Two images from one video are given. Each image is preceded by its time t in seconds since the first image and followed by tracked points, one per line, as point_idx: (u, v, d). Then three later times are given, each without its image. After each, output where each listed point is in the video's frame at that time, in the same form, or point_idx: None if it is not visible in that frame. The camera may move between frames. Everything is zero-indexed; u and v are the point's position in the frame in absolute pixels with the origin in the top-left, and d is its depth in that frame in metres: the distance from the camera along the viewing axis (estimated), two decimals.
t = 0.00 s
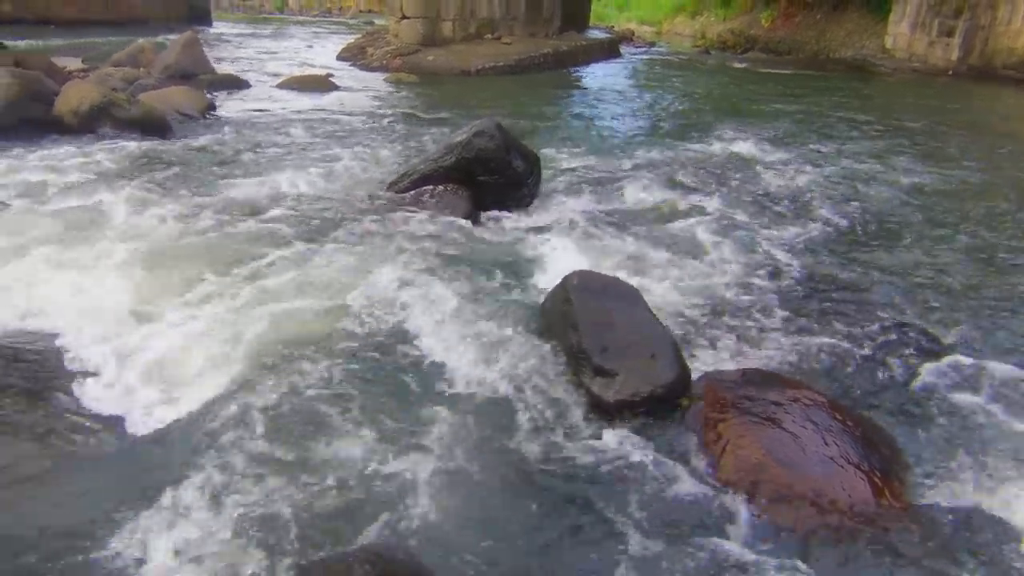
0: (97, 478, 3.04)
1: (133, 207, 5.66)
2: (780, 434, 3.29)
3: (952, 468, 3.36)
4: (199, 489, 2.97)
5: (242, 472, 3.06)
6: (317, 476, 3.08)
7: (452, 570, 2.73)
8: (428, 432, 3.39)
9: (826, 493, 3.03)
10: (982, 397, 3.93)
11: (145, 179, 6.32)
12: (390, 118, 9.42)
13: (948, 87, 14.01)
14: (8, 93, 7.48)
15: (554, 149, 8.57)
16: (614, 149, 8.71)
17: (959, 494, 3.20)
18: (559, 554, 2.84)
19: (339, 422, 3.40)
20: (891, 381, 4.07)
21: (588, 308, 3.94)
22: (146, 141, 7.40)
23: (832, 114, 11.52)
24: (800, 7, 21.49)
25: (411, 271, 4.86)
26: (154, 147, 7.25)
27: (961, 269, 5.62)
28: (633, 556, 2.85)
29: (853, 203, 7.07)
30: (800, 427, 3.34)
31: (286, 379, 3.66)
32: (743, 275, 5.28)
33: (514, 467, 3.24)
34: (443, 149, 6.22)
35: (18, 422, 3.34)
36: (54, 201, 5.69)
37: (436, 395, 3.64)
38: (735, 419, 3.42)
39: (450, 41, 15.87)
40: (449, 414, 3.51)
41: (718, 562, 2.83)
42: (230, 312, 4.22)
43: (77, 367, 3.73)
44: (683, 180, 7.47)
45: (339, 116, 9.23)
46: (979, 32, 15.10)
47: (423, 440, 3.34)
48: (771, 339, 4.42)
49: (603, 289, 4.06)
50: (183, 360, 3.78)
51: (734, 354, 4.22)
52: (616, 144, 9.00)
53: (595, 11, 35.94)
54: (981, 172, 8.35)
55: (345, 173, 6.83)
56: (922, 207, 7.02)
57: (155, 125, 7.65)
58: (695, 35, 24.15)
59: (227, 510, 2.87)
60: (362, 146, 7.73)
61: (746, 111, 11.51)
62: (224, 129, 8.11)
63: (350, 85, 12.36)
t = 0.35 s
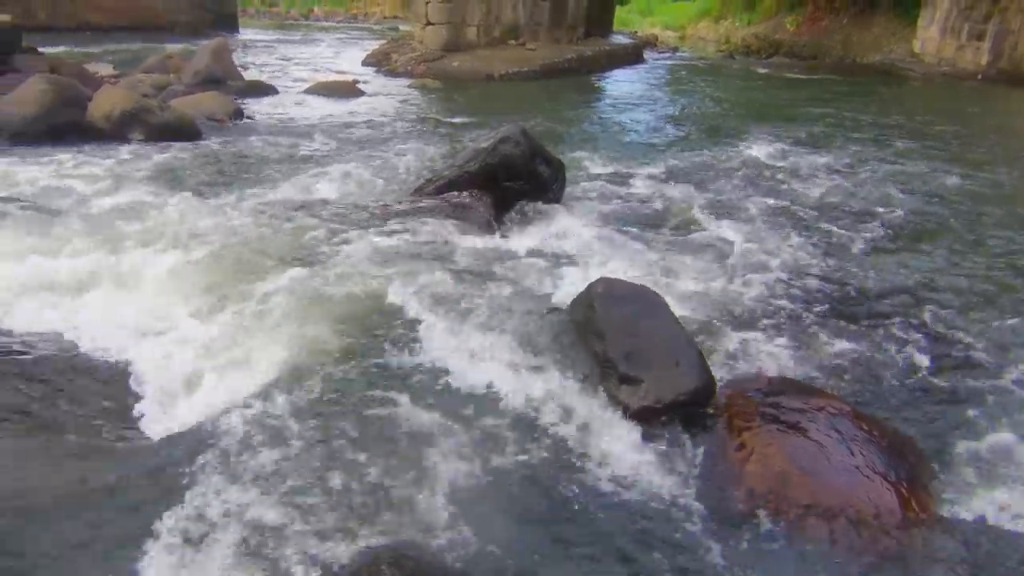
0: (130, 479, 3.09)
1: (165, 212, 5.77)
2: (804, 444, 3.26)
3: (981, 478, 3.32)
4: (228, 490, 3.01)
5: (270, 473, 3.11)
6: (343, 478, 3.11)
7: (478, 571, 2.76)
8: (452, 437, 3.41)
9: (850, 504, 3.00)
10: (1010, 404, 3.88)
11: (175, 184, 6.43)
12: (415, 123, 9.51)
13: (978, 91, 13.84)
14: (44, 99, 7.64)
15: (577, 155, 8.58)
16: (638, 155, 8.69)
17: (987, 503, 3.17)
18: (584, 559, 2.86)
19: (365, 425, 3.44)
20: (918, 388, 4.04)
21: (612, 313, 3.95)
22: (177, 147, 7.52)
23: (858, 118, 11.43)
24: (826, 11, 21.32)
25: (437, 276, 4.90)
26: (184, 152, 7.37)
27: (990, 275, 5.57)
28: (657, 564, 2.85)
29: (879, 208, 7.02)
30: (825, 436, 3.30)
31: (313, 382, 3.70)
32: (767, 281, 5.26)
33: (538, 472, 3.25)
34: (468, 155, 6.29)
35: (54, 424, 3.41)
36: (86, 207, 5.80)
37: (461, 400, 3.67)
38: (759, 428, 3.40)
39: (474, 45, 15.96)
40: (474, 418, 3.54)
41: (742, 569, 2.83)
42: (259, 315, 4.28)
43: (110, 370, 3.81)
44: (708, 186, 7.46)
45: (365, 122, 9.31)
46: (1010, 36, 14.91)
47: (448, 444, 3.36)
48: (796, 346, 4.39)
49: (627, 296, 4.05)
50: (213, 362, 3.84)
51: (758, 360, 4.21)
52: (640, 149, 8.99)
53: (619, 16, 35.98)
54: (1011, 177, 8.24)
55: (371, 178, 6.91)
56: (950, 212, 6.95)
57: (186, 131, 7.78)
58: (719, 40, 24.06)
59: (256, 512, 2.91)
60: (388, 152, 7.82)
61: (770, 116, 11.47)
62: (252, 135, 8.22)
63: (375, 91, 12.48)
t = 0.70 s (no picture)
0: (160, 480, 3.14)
1: (197, 217, 5.86)
2: (831, 456, 3.20)
3: (1014, 496, 3.26)
4: (256, 495, 3.05)
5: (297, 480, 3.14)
6: (368, 486, 3.14)
7: None
8: (477, 445, 3.43)
9: (877, 519, 2.95)
10: None
11: (205, 190, 6.53)
12: (442, 130, 9.58)
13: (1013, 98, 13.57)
14: (80, 106, 7.81)
15: (602, 163, 8.57)
16: (663, 163, 8.65)
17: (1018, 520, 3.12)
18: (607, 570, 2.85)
19: (391, 432, 3.46)
20: (948, 401, 3.97)
21: (637, 322, 3.94)
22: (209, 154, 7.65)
23: (889, 125, 11.28)
24: (855, 18, 21.11)
25: (461, 282, 4.93)
26: (214, 159, 7.49)
27: None
28: None
29: (909, 217, 6.92)
30: (853, 449, 3.24)
31: (340, 386, 3.74)
32: (795, 290, 5.22)
33: (563, 482, 3.25)
34: (494, 163, 6.32)
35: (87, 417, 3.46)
36: (120, 212, 5.91)
37: (486, 407, 3.68)
38: (786, 439, 3.34)
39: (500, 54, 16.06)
40: (499, 427, 3.55)
41: None
42: (287, 320, 4.33)
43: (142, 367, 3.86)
44: (734, 194, 7.41)
45: (391, 129, 9.38)
46: None
47: (472, 452, 3.37)
48: (823, 357, 4.35)
49: (651, 304, 4.04)
50: (242, 366, 3.89)
51: (785, 371, 4.18)
52: (665, 158, 8.95)
53: (646, 23, 35.90)
54: None
55: (398, 185, 6.96)
56: (982, 222, 6.83)
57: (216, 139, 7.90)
58: (746, 47, 23.89)
59: (283, 518, 2.94)
60: (414, 159, 7.88)
61: (799, 123, 11.37)
62: (281, 142, 8.33)
63: (403, 98, 12.59)
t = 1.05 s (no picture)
0: (189, 484, 3.20)
1: (227, 224, 5.96)
2: (859, 469, 3.18)
3: None
4: (283, 497, 3.09)
5: (323, 481, 3.18)
6: (393, 489, 3.17)
7: None
8: (500, 452, 3.45)
9: (905, 532, 2.93)
10: None
11: (234, 197, 6.63)
12: (467, 138, 9.66)
13: None
14: (116, 113, 7.98)
15: (626, 171, 8.57)
16: (688, 172, 8.61)
17: None
18: None
19: (415, 438, 3.49)
20: (978, 413, 3.93)
21: (664, 331, 3.92)
22: (239, 161, 7.76)
23: (918, 133, 11.15)
24: (884, 25, 20.90)
25: (487, 290, 4.95)
26: (245, 165, 7.61)
27: None
28: None
29: (939, 226, 6.84)
30: (880, 461, 3.22)
31: (366, 392, 3.78)
32: (820, 299, 5.19)
33: (586, 491, 3.25)
34: (519, 171, 6.33)
35: (116, 428, 3.55)
36: (151, 219, 6.02)
37: (510, 415, 3.70)
38: (812, 451, 3.34)
39: (525, 62, 16.05)
40: (522, 434, 3.56)
41: None
42: (317, 326, 4.38)
43: (171, 377, 3.95)
44: (760, 203, 7.39)
45: (417, 137, 9.45)
46: None
47: (496, 459, 3.39)
48: (849, 367, 4.32)
49: (677, 313, 4.02)
50: (273, 370, 3.96)
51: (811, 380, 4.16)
52: (691, 166, 8.91)
53: (671, 30, 35.88)
54: None
55: (424, 192, 7.03)
56: (1014, 231, 6.73)
57: (247, 146, 8.03)
58: (772, 54, 23.78)
59: (309, 519, 2.98)
60: (440, 167, 7.96)
61: (826, 131, 11.29)
62: (308, 150, 8.43)
63: (428, 106, 12.70)
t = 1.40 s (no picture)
0: (218, 487, 3.23)
1: (253, 230, 6.04)
2: (885, 480, 3.15)
3: None
4: (311, 503, 3.12)
5: (351, 488, 3.20)
6: (424, 495, 3.19)
7: None
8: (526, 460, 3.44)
9: (933, 544, 2.88)
10: None
11: (260, 203, 6.70)
12: (489, 145, 9.70)
13: None
14: (145, 119, 8.10)
15: (648, 178, 8.56)
16: (711, 179, 8.57)
17: None
18: None
19: (443, 444, 3.51)
20: (1007, 425, 3.86)
21: (688, 341, 3.91)
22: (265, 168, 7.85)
23: (944, 140, 11.02)
24: (911, 30, 20.70)
25: (510, 297, 4.97)
26: (271, 172, 7.70)
27: None
28: None
29: (966, 235, 6.75)
30: (907, 473, 3.18)
31: (391, 398, 3.81)
32: (844, 309, 5.14)
33: (611, 500, 3.24)
34: (542, 179, 6.36)
35: (141, 422, 3.55)
36: (180, 225, 6.11)
37: (535, 422, 3.71)
38: (838, 461, 3.31)
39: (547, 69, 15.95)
40: (546, 443, 3.56)
41: None
42: (341, 332, 4.42)
43: (197, 375, 3.97)
44: (783, 211, 7.34)
45: (439, 144, 9.52)
46: None
47: (522, 467, 3.40)
48: (874, 378, 4.27)
49: (702, 322, 4.01)
50: (298, 375, 3.99)
51: (836, 391, 4.12)
52: (715, 174, 8.86)
53: (693, 37, 35.81)
54: None
55: (447, 199, 7.07)
56: None
57: (273, 153, 8.12)
58: (795, 60, 23.65)
59: (338, 526, 3.00)
60: (462, 174, 8.00)
61: (851, 138, 11.20)
62: (333, 157, 8.52)
63: (450, 113, 12.78)
